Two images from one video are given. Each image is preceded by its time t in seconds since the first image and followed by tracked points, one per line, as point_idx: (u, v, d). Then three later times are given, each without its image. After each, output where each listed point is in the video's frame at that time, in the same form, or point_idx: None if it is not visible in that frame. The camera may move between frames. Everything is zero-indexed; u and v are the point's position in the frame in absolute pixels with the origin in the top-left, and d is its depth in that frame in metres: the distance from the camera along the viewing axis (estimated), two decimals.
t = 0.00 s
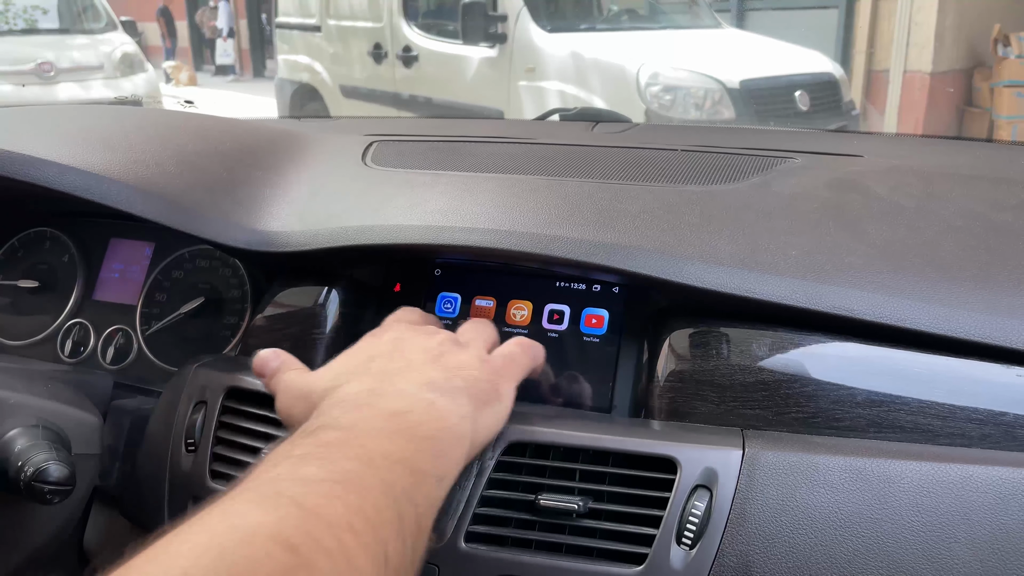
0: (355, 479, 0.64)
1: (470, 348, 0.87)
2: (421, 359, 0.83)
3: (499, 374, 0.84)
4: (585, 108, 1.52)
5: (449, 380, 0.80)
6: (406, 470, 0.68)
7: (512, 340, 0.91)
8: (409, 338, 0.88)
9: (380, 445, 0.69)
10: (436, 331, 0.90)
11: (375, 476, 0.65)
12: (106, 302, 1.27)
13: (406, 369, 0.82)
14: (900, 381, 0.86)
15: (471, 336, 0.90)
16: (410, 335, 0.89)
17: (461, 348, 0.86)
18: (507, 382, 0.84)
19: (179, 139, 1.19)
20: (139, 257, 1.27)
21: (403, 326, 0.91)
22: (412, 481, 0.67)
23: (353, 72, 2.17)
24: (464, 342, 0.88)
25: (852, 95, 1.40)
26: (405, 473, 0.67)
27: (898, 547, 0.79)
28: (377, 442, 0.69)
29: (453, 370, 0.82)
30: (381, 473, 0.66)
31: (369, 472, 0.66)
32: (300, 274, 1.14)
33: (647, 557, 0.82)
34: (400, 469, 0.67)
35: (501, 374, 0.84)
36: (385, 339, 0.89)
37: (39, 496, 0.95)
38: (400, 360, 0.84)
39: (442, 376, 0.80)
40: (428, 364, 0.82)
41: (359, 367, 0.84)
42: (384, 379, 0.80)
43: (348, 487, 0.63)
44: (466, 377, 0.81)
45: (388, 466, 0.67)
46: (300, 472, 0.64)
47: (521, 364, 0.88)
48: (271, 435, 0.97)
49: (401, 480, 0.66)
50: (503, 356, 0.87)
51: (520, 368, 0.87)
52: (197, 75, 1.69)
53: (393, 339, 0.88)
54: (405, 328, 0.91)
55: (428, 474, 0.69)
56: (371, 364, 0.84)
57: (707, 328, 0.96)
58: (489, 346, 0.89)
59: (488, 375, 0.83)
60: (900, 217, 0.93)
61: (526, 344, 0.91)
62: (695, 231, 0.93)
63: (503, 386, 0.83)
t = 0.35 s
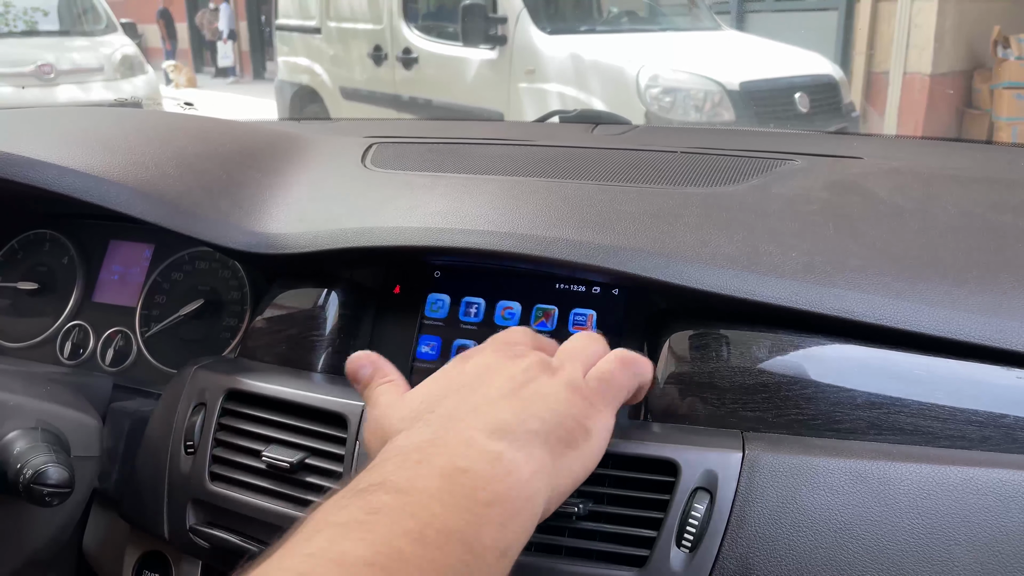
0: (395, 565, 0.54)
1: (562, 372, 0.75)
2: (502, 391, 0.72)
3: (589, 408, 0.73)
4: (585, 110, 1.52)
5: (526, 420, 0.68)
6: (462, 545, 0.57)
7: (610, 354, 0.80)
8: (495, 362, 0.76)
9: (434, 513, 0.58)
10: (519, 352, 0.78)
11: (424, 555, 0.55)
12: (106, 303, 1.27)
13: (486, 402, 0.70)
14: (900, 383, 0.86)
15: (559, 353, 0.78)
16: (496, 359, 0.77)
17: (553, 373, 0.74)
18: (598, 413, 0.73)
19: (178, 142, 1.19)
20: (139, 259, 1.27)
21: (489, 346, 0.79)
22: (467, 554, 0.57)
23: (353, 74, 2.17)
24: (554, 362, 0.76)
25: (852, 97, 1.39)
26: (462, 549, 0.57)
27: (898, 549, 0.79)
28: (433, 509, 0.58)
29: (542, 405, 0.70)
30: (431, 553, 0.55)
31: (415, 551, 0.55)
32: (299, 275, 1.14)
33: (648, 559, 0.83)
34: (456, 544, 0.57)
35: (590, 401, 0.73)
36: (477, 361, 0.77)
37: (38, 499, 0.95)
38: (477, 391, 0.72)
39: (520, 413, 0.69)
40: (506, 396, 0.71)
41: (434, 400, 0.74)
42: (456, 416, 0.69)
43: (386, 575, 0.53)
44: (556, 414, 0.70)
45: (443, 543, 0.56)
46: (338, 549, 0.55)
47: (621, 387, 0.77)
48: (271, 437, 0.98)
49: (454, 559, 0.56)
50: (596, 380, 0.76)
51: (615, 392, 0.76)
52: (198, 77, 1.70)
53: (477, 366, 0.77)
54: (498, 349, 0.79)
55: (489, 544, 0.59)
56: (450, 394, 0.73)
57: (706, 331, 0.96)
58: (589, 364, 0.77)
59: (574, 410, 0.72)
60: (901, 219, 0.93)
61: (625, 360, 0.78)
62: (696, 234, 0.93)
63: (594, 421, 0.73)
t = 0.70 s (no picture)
0: (330, 515, 0.60)
1: (447, 341, 0.83)
2: (396, 362, 0.79)
3: (475, 371, 0.81)
4: (584, 112, 1.52)
5: (423, 387, 0.76)
6: (384, 497, 0.64)
7: (485, 326, 0.88)
8: (385, 337, 0.84)
9: (356, 471, 0.65)
10: (406, 323, 0.85)
11: (354, 508, 0.62)
12: (108, 306, 1.27)
13: (383, 371, 0.78)
14: (898, 385, 0.86)
15: (442, 325, 0.86)
16: (384, 332, 0.84)
17: (439, 343, 0.82)
18: (482, 376, 0.82)
19: (179, 144, 1.19)
20: (140, 261, 1.27)
21: (378, 320, 0.87)
22: (389, 504, 0.64)
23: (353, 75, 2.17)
24: (438, 332, 0.84)
25: (853, 99, 1.39)
26: (385, 499, 0.64)
27: (896, 551, 0.79)
28: (353, 469, 0.65)
29: (432, 371, 0.78)
30: (359, 505, 0.62)
31: (344, 503, 0.61)
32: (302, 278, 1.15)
33: (646, 561, 0.83)
34: (380, 497, 0.64)
35: (475, 367, 0.82)
36: (366, 334, 0.85)
37: (40, 501, 0.95)
38: (373, 364, 0.79)
39: (413, 380, 0.77)
40: (400, 367, 0.78)
41: (330, 374, 0.79)
42: (356, 386, 0.76)
43: (324, 523, 0.59)
44: (446, 378, 0.78)
45: (369, 497, 0.63)
46: (277, 507, 0.60)
47: (498, 352, 0.85)
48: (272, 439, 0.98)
49: (380, 509, 0.63)
50: (478, 347, 0.84)
51: (495, 357, 0.84)
52: (197, 79, 1.70)
53: (367, 342, 0.83)
54: (386, 322, 0.86)
55: (406, 496, 0.66)
56: (344, 368, 0.80)
57: (705, 334, 0.97)
58: (467, 335, 0.86)
59: (462, 374, 0.80)
60: (899, 222, 0.94)
61: (501, 329, 0.87)
62: (694, 236, 0.93)
63: (479, 381, 0.81)
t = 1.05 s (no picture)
0: None
1: (388, 364, 0.78)
2: (331, 405, 0.73)
3: (416, 403, 0.76)
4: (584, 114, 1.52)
5: (359, 439, 0.70)
6: None
7: (432, 337, 0.83)
8: (320, 365, 0.77)
9: (291, 549, 0.60)
10: (344, 347, 0.80)
11: None
12: (107, 308, 1.27)
13: (317, 414, 0.72)
14: (896, 388, 0.86)
15: (385, 345, 0.81)
16: (319, 359, 0.78)
17: (381, 366, 0.77)
18: (425, 400, 0.77)
19: (179, 147, 1.19)
20: (140, 264, 1.27)
21: (314, 344, 0.81)
22: None
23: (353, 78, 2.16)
24: (379, 354, 0.79)
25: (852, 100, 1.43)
26: None
27: (896, 554, 0.79)
28: (287, 548, 0.60)
29: (371, 414, 0.73)
30: None
31: None
32: (303, 281, 1.15)
33: (645, 563, 0.83)
34: None
35: (416, 391, 0.77)
36: (303, 358, 0.79)
37: (39, 504, 0.95)
38: (306, 408, 0.73)
39: (351, 429, 0.71)
40: (336, 411, 0.72)
41: (260, 422, 0.73)
42: (287, 439, 0.70)
43: None
44: (384, 421, 0.73)
45: None
46: None
47: (442, 368, 0.80)
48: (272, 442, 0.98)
49: None
50: (419, 366, 0.79)
51: (439, 376, 0.80)
52: (197, 82, 1.70)
53: (301, 373, 0.77)
54: (325, 343, 0.80)
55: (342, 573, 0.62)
56: (275, 413, 0.74)
57: (705, 336, 0.97)
58: (413, 350, 0.81)
59: (401, 411, 0.75)
60: (898, 225, 0.94)
61: (446, 342, 0.82)
62: (693, 239, 0.93)
63: (421, 420, 0.76)
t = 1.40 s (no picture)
0: None
1: (324, 523, 0.74)
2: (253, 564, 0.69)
3: (350, 564, 0.73)
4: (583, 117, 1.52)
5: None
6: None
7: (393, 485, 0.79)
8: (246, 517, 0.73)
9: None
10: (273, 498, 0.74)
11: None
12: (108, 310, 1.28)
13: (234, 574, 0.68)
14: (896, 390, 0.86)
15: (321, 495, 0.76)
16: (244, 514, 0.73)
17: (314, 524, 0.73)
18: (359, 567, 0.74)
19: (180, 150, 1.20)
20: (141, 266, 1.28)
21: (240, 496, 0.75)
22: None
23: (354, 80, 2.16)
24: (313, 509, 0.74)
25: (852, 104, 1.44)
26: None
27: (896, 556, 0.79)
28: None
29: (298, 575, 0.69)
30: None
31: None
32: (302, 283, 1.15)
33: (646, 565, 0.83)
34: None
35: (351, 557, 0.73)
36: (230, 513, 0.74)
37: (41, 506, 0.95)
38: (226, 563, 0.69)
39: None
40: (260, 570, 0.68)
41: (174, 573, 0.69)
42: None
43: None
44: None
45: None
46: None
47: (387, 533, 0.77)
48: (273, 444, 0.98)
49: None
50: (357, 529, 0.75)
51: (379, 541, 0.76)
52: (197, 84, 1.71)
53: (226, 521, 0.73)
54: (255, 489, 0.76)
55: None
56: (191, 566, 0.70)
57: (706, 339, 0.97)
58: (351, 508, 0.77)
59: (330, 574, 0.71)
60: (897, 227, 0.94)
61: (390, 505, 0.77)
62: (694, 241, 0.94)
63: None
